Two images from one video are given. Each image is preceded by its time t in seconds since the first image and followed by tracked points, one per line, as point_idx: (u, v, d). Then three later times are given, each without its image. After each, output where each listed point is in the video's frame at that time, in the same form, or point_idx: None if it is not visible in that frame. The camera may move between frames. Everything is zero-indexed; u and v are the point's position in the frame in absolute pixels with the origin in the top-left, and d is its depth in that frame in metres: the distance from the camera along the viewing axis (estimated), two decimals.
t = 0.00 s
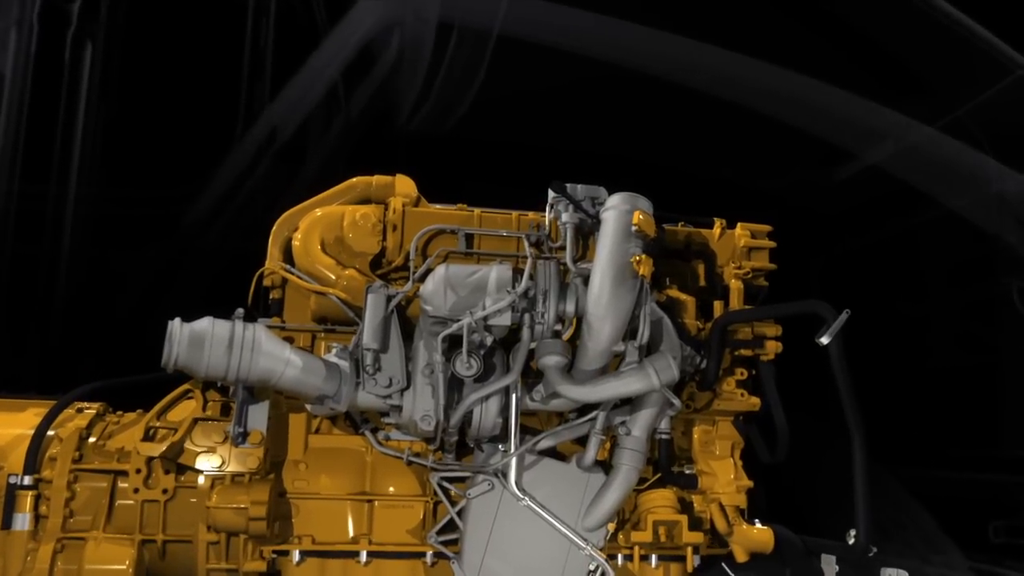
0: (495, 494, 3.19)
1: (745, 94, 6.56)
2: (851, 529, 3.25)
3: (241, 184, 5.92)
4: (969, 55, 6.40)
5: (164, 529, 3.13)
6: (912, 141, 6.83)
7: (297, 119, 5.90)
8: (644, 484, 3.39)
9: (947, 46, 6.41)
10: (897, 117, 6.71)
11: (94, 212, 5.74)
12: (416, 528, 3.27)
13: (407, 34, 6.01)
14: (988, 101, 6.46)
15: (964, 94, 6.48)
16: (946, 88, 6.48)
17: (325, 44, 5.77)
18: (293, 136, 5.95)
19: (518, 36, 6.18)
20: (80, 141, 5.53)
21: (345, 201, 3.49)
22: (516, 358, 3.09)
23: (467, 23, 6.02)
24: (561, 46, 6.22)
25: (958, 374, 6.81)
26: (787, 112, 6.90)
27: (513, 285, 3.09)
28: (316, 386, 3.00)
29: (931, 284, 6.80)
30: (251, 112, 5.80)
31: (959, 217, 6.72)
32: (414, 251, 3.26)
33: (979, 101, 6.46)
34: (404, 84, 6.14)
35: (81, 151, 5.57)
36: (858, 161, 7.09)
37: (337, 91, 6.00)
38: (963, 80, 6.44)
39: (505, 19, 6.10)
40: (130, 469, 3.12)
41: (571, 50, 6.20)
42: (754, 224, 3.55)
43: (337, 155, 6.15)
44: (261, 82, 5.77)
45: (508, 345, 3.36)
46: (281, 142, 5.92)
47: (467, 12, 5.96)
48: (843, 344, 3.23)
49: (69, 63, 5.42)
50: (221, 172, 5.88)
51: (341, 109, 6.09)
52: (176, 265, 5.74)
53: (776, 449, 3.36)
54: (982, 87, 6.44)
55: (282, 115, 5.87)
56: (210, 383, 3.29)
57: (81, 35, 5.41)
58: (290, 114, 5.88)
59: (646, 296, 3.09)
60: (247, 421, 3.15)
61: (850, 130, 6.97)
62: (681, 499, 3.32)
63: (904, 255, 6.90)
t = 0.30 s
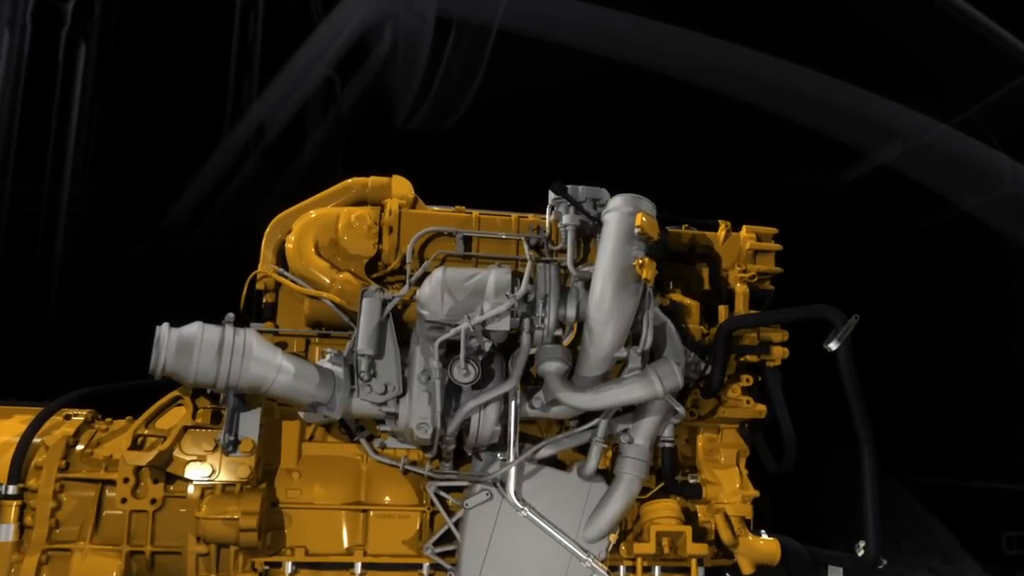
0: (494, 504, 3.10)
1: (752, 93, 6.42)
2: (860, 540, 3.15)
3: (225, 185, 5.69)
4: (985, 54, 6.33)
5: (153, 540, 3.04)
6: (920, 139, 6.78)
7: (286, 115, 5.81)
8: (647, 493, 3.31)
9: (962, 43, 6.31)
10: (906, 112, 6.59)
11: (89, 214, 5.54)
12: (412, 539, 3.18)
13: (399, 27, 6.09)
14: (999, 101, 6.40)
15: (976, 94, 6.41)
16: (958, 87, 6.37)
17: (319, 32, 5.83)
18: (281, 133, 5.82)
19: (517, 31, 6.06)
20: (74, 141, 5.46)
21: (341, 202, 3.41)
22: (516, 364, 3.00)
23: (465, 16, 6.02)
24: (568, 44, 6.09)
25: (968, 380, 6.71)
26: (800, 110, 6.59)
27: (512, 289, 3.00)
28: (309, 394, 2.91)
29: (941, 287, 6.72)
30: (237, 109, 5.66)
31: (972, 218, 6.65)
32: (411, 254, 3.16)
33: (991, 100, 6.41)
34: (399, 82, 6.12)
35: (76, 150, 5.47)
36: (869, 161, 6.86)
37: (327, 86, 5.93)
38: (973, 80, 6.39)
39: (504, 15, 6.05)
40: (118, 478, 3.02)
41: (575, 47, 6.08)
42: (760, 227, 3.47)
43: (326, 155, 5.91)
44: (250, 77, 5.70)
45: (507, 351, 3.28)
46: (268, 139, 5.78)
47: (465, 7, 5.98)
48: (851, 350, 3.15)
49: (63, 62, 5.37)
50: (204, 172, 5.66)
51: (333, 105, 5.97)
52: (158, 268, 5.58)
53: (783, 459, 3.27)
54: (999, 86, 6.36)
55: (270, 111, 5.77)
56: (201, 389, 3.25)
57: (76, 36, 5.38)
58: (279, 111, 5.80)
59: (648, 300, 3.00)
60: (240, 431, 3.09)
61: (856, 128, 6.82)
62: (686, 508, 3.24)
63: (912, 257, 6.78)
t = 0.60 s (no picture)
0: (492, 515, 3.01)
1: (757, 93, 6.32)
2: (871, 553, 3.06)
3: (210, 183, 5.59)
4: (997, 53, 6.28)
5: (141, 551, 2.95)
6: (930, 138, 6.72)
7: (275, 113, 5.74)
8: (650, 503, 3.22)
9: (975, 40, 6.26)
10: (916, 109, 6.56)
11: (84, 216, 5.38)
12: (408, 550, 3.10)
13: (392, 21, 6.07)
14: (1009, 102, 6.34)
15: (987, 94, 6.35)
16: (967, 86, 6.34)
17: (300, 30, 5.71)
18: (271, 132, 5.76)
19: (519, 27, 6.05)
20: (69, 140, 5.32)
21: (337, 205, 3.33)
22: (515, 371, 2.91)
23: (463, 12, 6.00)
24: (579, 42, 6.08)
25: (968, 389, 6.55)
26: (808, 108, 6.57)
27: (511, 294, 2.91)
28: (301, 401, 2.82)
29: (951, 289, 6.67)
30: (223, 102, 5.58)
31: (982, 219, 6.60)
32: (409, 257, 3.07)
33: (1001, 101, 6.34)
34: (395, 82, 6.05)
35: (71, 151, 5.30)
36: (879, 161, 6.74)
37: (313, 86, 5.82)
38: (987, 78, 6.32)
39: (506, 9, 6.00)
40: (104, 487, 2.93)
41: (584, 45, 6.06)
42: (767, 230, 3.38)
43: (307, 154, 5.79)
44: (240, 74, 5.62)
45: (507, 356, 3.19)
46: (252, 138, 5.68)
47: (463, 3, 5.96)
48: (860, 356, 3.06)
49: (57, 62, 5.29)
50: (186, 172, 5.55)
51: (321, 103, 5.87)
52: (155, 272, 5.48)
53: (790, 469, 3.18)
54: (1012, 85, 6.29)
55: (255, 108, 5.66)
56: (190, 396, 3.16)
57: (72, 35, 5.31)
58: (268, 108, 5.71)
59: (651, 305, 2.91)
60: (230, 439, 2.98)
61: (862, 126, 6.73)
62: (690, 519, 3.14)
63: (921, 258, 6.70)
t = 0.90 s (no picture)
0: (490, 526, 2.93)
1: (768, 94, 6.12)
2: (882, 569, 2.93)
3: (197, 178, 5.54)
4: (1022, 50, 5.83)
5: (129, 562, 2.87)
6: (942, 138, 6.29)
7: (257, 112, 5.64)
8: (652, 514, 3.15)
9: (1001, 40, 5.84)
10: (931, 108, 6.14)
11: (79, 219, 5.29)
12: (404, 561, 3.02)
13: (382, 16, 5.88)
14: None
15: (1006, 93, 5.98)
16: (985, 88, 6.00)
17: (283, 28, 5.62)
18: (252, 132, 5.67)
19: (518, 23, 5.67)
20: (64, 142, 5.25)
21: (332, 206, 3.25)
22: (514, 377, 2.83)
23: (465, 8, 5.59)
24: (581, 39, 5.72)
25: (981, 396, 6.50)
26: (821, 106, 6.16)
27: (510, 298, 2.82)
28: (294, 409, 2.74)
29: (961, 294, 6.54)
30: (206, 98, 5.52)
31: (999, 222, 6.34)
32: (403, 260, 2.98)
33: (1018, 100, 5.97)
34: (391, 83, 5.89)
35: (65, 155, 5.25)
36: (890, 161, 6.40)
37: (298, 85, 5.70)
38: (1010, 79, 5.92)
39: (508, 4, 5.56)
40: (92, 495, 2.86)
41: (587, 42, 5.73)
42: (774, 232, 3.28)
43: (295, 153, 5.76)
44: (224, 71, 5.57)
45: (506, 363, 3.12)
46: (236, 136, 5.60)
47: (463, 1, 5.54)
48: (870, 364, 2.96)
49: (54, 61, 5.21)
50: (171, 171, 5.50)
51: (306, 102, 5.73)
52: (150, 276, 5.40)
53: (798, 479, 3.09)
54: None
55: (237, 106, 5.56)
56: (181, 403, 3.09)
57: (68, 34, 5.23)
58: (250, 109, 5.61)
59: (654, 311, 2.82)
60: (223, 447, 2.92)
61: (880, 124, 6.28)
62: (693, 530, 3.06)
63: (931, 262, 6.57)
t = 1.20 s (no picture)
0: (488, 538, 2.84)
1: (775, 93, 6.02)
2: None
3: (177, 177, 5.40)
4: None
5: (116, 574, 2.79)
6: (958, 138, 6.11)
7: (236, 111, 5.59)
8: (655, 526, 3.05)
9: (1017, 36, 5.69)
10: (944, 108, 6.00)
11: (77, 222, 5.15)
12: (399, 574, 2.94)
13: (371, 9, 5.92)
14: None
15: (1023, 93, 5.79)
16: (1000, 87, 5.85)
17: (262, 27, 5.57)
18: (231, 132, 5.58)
19: (521, 20, 5.55)
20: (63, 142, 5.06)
21: (328, 207, 3.16)
22: (513, 386, 2.73)
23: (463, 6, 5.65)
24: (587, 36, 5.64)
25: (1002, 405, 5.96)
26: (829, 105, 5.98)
27: (509, 304, 2.73)
28: (287, 417, 2.66)
29: (973, 300, 6.23)
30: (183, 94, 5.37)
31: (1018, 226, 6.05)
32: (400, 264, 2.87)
33: None
34: (388, 78, 5.95)
35: (63, 156, 5.07)
36: (902, 162, 6.22)
37: (281, 82, 5.75)
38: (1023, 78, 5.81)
39: None
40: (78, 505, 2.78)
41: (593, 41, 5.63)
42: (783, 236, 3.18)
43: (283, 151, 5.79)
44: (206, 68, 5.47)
45: (505, 370, 3.03)
46: (216, 138, 5.51)
47: None
48: (882, 374, 2.85)
49: (51, 59, 5.04)
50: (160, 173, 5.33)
51: (292, 98, 5.78)
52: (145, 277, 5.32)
53: (807, 493, 2.99)
54: None
55: (217, 106, 5.49)
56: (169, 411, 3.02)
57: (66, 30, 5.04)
58: (230, 108, 5.56)
59: (658, 317, 2.73)
60: (213, 456, 2.84)
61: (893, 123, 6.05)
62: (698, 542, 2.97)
63: (943, 267, 6.33)
